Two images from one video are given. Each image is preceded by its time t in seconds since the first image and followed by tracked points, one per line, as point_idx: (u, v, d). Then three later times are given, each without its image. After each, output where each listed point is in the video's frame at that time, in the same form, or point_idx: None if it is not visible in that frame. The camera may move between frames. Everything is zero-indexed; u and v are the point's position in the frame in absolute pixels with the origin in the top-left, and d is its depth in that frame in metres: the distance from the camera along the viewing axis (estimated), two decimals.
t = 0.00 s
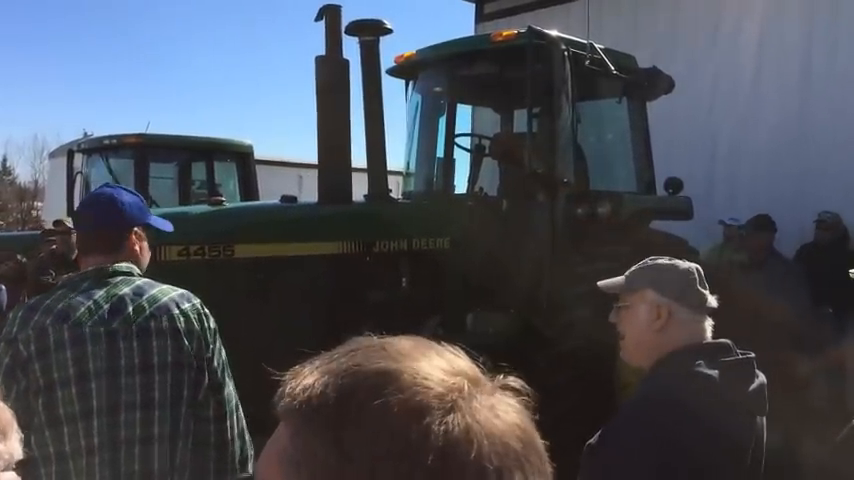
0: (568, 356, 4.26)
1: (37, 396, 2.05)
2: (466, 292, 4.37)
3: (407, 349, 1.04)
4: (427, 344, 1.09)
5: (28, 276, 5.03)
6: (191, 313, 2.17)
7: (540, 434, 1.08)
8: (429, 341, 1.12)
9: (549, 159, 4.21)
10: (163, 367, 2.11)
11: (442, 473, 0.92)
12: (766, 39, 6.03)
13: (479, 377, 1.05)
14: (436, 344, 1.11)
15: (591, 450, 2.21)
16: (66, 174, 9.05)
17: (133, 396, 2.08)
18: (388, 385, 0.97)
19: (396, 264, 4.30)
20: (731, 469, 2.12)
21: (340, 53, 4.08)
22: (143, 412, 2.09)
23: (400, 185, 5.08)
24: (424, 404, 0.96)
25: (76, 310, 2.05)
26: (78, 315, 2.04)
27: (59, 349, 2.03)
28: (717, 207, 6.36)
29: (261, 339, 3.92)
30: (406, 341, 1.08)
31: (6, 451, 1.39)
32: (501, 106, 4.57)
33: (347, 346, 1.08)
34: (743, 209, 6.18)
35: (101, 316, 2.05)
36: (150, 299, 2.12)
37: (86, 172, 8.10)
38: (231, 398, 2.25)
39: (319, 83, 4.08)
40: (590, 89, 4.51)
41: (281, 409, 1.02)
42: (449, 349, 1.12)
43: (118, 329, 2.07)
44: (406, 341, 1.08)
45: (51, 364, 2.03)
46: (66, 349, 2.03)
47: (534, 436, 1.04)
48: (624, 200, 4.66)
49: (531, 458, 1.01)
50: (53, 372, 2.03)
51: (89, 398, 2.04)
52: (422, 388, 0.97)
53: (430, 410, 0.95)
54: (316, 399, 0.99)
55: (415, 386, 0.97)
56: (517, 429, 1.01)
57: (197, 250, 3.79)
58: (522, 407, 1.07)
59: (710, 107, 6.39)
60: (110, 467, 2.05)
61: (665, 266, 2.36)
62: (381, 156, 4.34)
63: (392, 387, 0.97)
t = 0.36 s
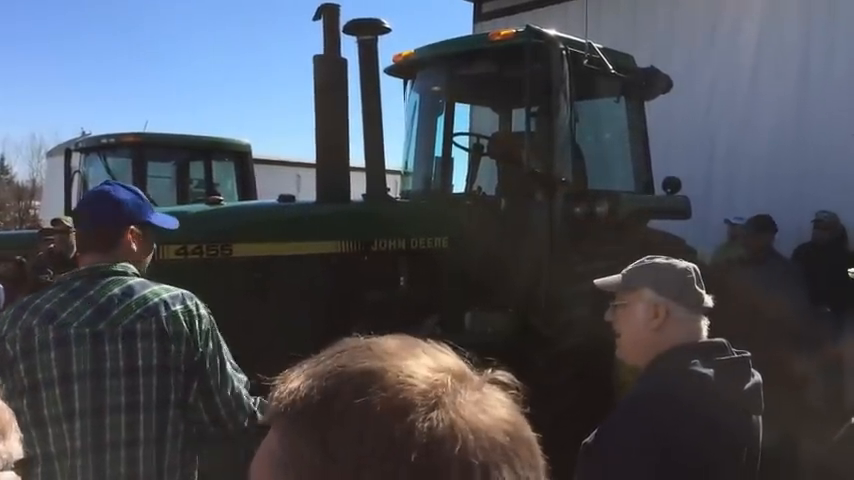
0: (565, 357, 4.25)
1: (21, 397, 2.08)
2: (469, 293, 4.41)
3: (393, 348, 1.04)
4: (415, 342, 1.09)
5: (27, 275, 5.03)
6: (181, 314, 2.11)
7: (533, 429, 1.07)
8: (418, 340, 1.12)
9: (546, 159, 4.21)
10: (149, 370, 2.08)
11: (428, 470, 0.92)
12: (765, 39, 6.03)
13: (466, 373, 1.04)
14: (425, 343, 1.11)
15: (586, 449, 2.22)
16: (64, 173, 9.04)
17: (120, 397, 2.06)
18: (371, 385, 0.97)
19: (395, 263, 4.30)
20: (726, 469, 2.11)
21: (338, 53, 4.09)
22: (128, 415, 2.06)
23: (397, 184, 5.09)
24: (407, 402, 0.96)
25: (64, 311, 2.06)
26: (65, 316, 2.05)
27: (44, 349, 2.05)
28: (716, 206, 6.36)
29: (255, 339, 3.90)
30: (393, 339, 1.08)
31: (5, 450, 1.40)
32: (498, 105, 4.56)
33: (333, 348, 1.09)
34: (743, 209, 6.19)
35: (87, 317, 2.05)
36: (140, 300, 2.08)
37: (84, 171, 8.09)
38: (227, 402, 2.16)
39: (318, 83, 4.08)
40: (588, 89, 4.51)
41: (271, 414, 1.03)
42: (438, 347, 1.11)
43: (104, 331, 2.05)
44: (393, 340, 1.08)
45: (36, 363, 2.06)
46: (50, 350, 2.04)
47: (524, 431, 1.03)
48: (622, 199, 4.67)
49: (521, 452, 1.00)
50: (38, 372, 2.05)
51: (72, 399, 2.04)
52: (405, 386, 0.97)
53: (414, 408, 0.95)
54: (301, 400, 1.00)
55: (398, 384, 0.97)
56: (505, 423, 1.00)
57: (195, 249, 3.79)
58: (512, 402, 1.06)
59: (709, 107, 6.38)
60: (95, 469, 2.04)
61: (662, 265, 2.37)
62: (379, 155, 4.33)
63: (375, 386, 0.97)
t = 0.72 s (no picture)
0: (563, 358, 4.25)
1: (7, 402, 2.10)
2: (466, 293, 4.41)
3: (329, 358, 1.15)
4: (362, 348, 1.17)
5: (27, 275, 5.05)
6: (163, 315, 2.11)
7: (466, 417, 1.06)
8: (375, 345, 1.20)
9: (543, 159, 4.22)
10: (129, 374, 2.08)
11: (317, 463, 1.00)
12: (763, 39, 6.04)
13: (391, 365, 1.10)
14: (374, 347, 1.18)
15: (582, 450, 2.22)
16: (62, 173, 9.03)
17: (103, 402, 2.06)
18: (285, 393, 1.10)
19: (393, 263, 4.32)
20: (722, 470, 2.10)
21: (336, 53, 4.10)
22: (112, 420, 2.07)
23: (395, 185, 5.11)
24: (309, 402, 1.06)
25: (44, 316, 2.06)
26: (45, 321, 2.06)
27: (26, 355, 2.06)
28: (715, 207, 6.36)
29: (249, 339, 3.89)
30: (341, 349, 1.18)
31: (4, 451, 1.40)
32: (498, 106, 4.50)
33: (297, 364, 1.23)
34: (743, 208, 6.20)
35: (66, 322, 2.05)
36: (121, 302, 2.08)
37: (82, 171, 8.09)
38: (215, 403, 2.16)
39: (316, 83, 4.08)
40: (586, 89, 4.52)
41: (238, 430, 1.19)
42: (389, 349, 1.18)
43: (84, 335, 2.05)
44: (333, 349, 1.18)
45: (19, 369, 2.08)
46: (31, 355, 2.06)
47: (439, 417, 1.03)
48: (620, 200, 4.68)
49: (427, 439, 1.01)
50: (21, 378, 2.07)
51: (55, 404, 2.05)
52: (313, 388, 1.07)
53: (316, 404, 1.05)
54: (250, 412, 1.17)
55: (307, 388, 1.08)
56: (408, 412, 1.01)
57: (192, 250, 3.80)
58: (444, 386, 1.08)
59: (707, 107, 6.37)
60: (79, 472, 2.04)
61: (658, 266, 2.37)
62: (377, 155, 4.33)
63: (288, 393, 1.10)
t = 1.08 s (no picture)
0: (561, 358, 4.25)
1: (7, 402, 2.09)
2: (465, 294, 4.41)
3: (321, 359, 1.16)
4: (356, 348, 1.18)
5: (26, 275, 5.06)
6: (163, 318, 2.11)
7: (451, 418, 1.05)
8: (371, 345, 1.21)
9: (543, 160, 4.23)
10: (129, 375, 2.08)
11: (300, 463, 1.02)
12: (762, 40, 6.04)
13: (379, 365, 1.10)
14: (367, 347, 1.19)
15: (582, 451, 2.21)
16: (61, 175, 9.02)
17: (101, 403, 2.06)
18: (275, 394, 1.13)
19: (393, 263, 4.31)
20: (722, 471, 2.11)
21: (335, 55, 4.10)
22: (111, 421, 2.06)
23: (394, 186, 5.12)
24: (295, 402, 1.07)
25: (44, 316, 2.06)
26: (45, 322, 2.06)
27: (26, 355, 2.06)
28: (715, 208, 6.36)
29: (248, 340, 3.88)
30: (336, 350, 1.20)
31: (5, 451, 1.40)
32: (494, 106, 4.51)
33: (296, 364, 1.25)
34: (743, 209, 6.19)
35: (66, 323, 2.05)
36: (121, 304, 2.09)
37: (81, 172, 8.09)
38: (211, 405, 2.16)
39: (315, 85, 4.09)
40: (585, 90, 4.52)
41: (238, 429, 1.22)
42: (383, 349, 1.18)
43: (85, 335, 2.05)
44: (327, 351, 1.19)
45: (18, 369, 2.07)
46: (31, 355, 2.06)
47: (423, 418, 1.03)
48: (619, 201, 4.69)
49: (409, 440, 1.01)
50: (21, 377, 2.07)
51: (54, 404, 2.05)
52: (300, 390, 1.09)
53: (300, 405, 1.07)
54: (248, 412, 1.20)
55: (296, 389, 1.10)
56: (390, 413, 1.02)
57: (192, 250, 3.80)
58: (432, 387, 1.08)
59: (707, 107, 6.37)
60: (77, 473, 2.04)
61: (658, 267, 2.37)
62: (376, 155, 4.34)
63: (278, 394, 1.12)
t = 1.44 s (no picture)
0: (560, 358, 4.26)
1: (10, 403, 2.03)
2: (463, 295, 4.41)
3: (327, 359, 1.16)
4: (362, 348, 1.18)
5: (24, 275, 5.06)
6: (165, 316, 2.16)
7: (457, 418, 1.05)
8: (376, 345, 1.20)
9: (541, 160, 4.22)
10: (136, 372, 2.11)
11: (307, 463, 1.02)
12: (760, 41, 6.05)
13: (385, 366, 1.10)
14: (374, 348, 1.19)
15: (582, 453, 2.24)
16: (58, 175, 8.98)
17: (109, 402, 2.08)
18: (281, 394, 1.13)
19: (391, 263, 4.31)
20: (722, 470, 2.11)
21: (334, 55, 4.10)
22: (120, 418, 2.09)
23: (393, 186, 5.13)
24: (301, 402, 1.07)
25: (51, 316, 2.03)
26: (53, 322, 2.03)
27: (35, 356, 2.02)
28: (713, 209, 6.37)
29: (247, 340, 3.90)
30: (342, 349, 1.19)
31: (5, 452, 1.40)
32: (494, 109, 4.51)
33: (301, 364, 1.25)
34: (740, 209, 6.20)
35: (74, 323, 2.04)
36: (124, 304, 2.11)
37: (78, 172, 8.06)
38: (207, 400, 2.21)
39: (314, 85, 4.09)
40: (583, 91, 4.53)
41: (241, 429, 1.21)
42: (389, 349, 1.18)
43: (91, 334, 2.06)
44: (332, 351, 1.19)
45: (26, 370, 2.02)
46: (40, 356, 2.02)
47: (429, 419, 1.03)
48: (617, 202, 4.70)
49: (416, 440, 1.01)
50: (28, 378, 2.03)
51: (64, 403, 2.04)
52: (306, 389, 1.09)
53: (307, 405, 1.06)
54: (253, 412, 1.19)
55: (302, 389, 1.10)
56: (398, 413, 1.02)
57: (190, 251, 3.80)
58: (437, 388, 1.08)
59: (705, 108, 6.37)
60: (87, 471, 2.05)
61: (658, 268, 2.37)
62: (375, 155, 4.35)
63: (283, 393, 1.12)
